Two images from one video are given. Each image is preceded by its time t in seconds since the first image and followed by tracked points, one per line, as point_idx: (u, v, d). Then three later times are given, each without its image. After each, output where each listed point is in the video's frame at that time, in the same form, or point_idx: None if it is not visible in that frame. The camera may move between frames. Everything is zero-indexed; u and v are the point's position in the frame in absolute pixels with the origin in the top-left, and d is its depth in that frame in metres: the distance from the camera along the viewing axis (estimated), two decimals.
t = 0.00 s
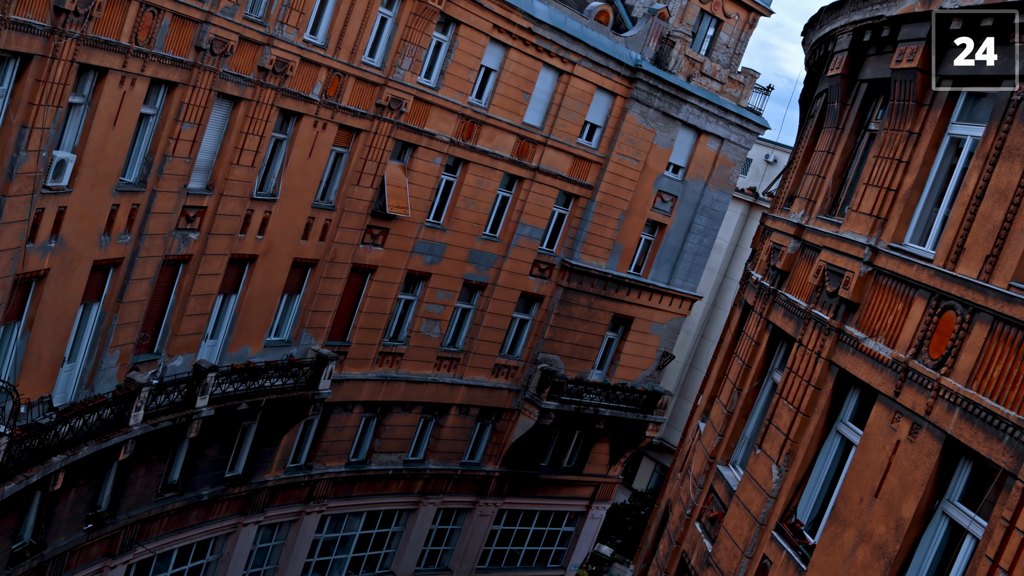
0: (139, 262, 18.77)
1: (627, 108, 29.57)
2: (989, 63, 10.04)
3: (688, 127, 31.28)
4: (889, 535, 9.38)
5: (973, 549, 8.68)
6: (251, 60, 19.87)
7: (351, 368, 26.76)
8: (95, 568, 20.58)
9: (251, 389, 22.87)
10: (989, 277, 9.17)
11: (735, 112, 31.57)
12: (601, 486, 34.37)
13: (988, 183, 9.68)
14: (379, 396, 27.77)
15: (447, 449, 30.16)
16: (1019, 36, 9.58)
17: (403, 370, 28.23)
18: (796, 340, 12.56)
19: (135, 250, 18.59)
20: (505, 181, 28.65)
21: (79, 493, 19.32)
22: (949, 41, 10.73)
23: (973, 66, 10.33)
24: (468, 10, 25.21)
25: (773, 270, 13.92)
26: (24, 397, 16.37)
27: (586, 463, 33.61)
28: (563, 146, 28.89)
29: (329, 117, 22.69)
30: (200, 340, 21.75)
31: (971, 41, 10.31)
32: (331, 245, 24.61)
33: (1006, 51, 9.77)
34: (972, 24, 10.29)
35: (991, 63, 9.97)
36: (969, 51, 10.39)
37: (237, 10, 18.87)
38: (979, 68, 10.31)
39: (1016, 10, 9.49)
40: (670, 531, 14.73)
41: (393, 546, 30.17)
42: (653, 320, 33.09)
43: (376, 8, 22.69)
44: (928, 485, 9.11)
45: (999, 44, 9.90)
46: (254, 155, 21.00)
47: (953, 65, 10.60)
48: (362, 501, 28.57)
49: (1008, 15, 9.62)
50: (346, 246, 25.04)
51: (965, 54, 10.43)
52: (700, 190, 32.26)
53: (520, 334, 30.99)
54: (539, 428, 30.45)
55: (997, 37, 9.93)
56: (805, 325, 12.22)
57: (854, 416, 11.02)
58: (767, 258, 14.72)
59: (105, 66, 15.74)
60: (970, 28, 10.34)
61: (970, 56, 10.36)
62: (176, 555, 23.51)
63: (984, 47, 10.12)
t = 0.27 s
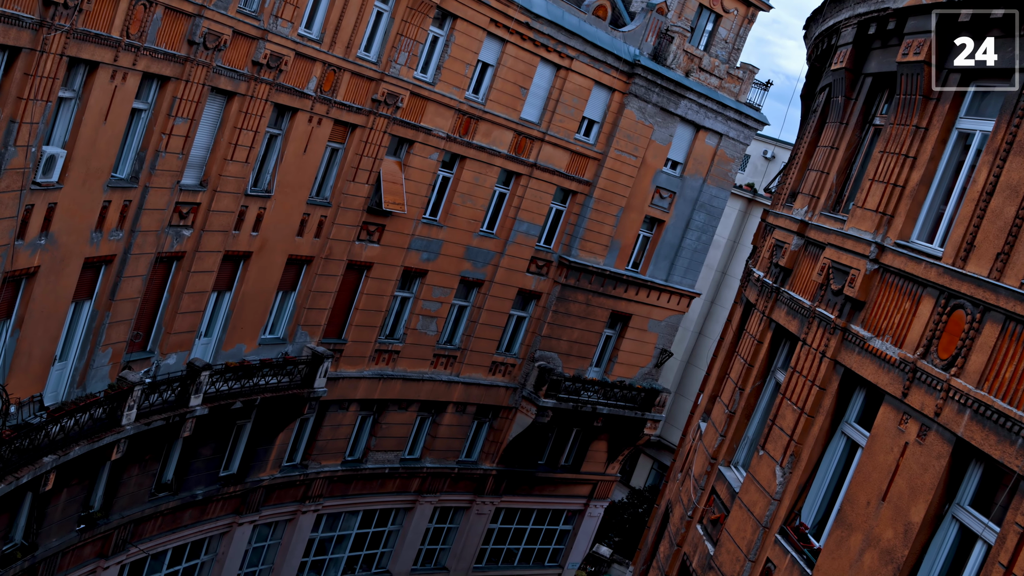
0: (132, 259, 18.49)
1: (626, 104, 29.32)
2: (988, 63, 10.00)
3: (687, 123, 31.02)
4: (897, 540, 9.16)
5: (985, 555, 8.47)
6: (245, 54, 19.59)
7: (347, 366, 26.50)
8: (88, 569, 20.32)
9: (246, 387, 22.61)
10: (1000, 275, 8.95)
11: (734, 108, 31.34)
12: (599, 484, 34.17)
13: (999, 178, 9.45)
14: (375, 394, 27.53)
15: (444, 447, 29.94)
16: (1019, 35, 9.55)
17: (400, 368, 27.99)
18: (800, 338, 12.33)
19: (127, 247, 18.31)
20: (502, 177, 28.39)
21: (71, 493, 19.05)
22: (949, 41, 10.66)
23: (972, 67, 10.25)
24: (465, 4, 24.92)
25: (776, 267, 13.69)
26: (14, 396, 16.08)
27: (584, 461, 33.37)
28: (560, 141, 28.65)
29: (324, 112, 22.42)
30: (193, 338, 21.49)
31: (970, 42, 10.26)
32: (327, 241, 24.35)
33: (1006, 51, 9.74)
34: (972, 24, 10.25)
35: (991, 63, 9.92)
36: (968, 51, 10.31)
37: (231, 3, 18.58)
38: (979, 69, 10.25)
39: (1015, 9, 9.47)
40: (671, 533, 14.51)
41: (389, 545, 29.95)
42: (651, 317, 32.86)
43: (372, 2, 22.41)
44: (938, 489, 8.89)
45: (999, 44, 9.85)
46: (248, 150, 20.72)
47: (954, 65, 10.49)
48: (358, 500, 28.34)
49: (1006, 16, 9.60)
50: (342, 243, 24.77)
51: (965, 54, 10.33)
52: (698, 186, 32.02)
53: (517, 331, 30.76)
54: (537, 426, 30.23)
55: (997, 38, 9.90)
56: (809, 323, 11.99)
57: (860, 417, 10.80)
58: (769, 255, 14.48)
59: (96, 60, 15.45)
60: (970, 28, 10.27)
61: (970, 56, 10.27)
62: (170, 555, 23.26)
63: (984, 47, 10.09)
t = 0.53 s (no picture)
0: (124, 257, 18.22)
1: (624, 100, 29.08)
2: (989, 63, 10.01)
3: (685, 119, 30.77)
4: (906, 546, 8.96)
5: (997, 561, 8.27)
6: (239, 49, 19.31)
7: (343, 364, 26.25)
8: (81, 571, 20.07)
9: (241, 387, 22.37)
10: (1012, 275, 8.73)
11: (732, 104, 31.12)
12: (596, 483, 33.98)
13: (1010, 175, 9.24)
14: (371, 392, 27.30)
15: (440, 446, 29.73)
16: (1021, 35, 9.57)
17: (396, 366, 27.76)
18: (804, 338, 12.12)
19: (119, 245, 18.04)
20: (500, 174, 28.14)
21: (63, 495, 18.78)
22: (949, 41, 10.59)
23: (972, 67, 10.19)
24: None
25: (779, 266, 13.47)
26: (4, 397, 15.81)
27: (581, 460, 33.15)
28: (558, 138, 28.41)
29: (319, 108, 22.16)
30: (187, 337, 21.24)
31: (969, 42, 10.21)
32: (322, 239, 24.09)
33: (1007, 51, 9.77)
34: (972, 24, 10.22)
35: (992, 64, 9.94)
36: (968, 51, 10.25)
37: None
38: (979, 69, 10.20)
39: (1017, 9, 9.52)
40: (672, 535, 14.30)
41: (386, 545, 29.73)
42: (649, 315, 32.66)
43: None
44: (948, 494, 8.68)
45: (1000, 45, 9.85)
46: (242, 147, 20.46)
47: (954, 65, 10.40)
48: (354, 500, 28.11)
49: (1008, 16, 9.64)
50: (337, 240, 24.52)
51: (966, 53, 10.26)
52: (696, 183, 31.81)
53: (515, 329, 30.53)
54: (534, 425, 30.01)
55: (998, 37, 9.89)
56: (814, 323, 11.78)
57: (866, 419, 10.59)
58: (771, 253, 14.27)
59: (87, 55, 15.17)
60: (971, 28, 10.22)
61: (971, 56, 10.18)
62: (164, 555, 23.01)
63: (984, 47, 10.05)
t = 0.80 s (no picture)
0: (118, 256, 18.01)
1: (622, 97, 28.89)
2: (988, 64, 9.99)
3: (684, 116, 30.60)
4: (914, 551, 8.80)
5: (1009, 567, 8.12)
6: (234, 46, 19.10)
7: (340, 363, 26.05)
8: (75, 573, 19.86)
9: (237, 386, 22.17)
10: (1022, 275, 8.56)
11: (731, 101, 30.95)
12: (594, 482, 33.83)
13: (1021, 173, 9.07)
14: (368, 392, 27.11)
15: (438, 446, 29.55)
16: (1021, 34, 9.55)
17: (393, 365, 27.57)
18: (808, 338, 11.95)
19: (114, 244, 17.82)
20: (497, 172, 27.95)
21: (57, 496, 18.56)
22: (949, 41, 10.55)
23: (971, 67, 10.16)
24: None
25: (783, 264, 13.30)
26: None
27: (579, 459, 32.98)
28: (556, 135, 28.22)
29: (316, 105, 21.96)
30: (182, 336, 21.03)
31: (969, 42, 10.19)
32: (319, 237, 23.89)
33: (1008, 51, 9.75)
34: (971, 25, 10.22)
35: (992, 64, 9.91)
36: (968, 51, 10.22)
37: None
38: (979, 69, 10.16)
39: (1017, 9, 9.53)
40: (674, 538, 14.13)
41: (383, 544, 29.55)
42: (648, 313, 32.49)
43: None
44: (958, 499, 8.52)
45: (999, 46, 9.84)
46: (238, 144, 20.24)
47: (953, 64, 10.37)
48: (351, 500, 27.92)
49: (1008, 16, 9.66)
50: (334, 239, 24.32)
51: (965, 53, 10.23)
52: (695, 181, 31.66)
53: (512, 327, 30.34)
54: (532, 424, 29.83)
55: (997, 37, 9.88)
56: (818, 323, 11.61)
57: (872, 421, 10.44)
58: (774, 251, 14.11)
59: (79, 51, 14.94)
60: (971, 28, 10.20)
61: (970, 56, 10.17)
62: (159, 556, 22.81)
63: (984, 47, 10.03)
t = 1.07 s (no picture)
0: (112, 255, 17.76)
1: (620, 94, 28.66)
2: (988, 63, 9.93)
3: (682, 113, 30.39)
4: (925, 558, 8.63)
5: None
6: (229, 42, 18.85)
7: (336, 363, 25.82)
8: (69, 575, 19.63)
9: (233, 386, 21.94)
10: None
11: (730, 98, 30.76)
12: (592, 481, 33.67)
13: None
14: (364, 391, 26.89)
15: (435, 445, 29.36)
16: (1020, 34, 9.54)
17: (390, 364, 27.36)
18: (813, 339, 11.77)
19: (107, 242, 17.58)
20: (495, 169, 27.74)
21: (50, 498, 18.30)
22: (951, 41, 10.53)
23: (971, 67, 10.15)
24: None
25: (787, 263, 13.11)
26: None
27: (577, 458, 32.79)
28: (554, 132, 28.00)
29: (312, 102, 21.71)
30: (177, 336, 20.80)
31: (969, 43, 10.19)
32: (315, 235, 23.65)
33: (1009, 51, 9.71)
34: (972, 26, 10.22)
35: (992, 63, 9.86)
36: (968, 51, 10.20)
37: None
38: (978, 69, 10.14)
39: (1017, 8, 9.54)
40: (676, 541, 13.94)
41: (380, 545, 29.34)
42: (646, 312, 32.31)
43: None
44: (971, 505, 8.34)
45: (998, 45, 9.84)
46: (233, 141, 20.00)
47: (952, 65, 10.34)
48: (348, 500, 27.72)
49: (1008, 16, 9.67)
50: (330, 237, 24.09)
51: (966, 53, 10.22)
52: (693, 178, 31.47)
53: (510, 326, 30.13)
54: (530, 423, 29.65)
55: (997, 38, 9.87)
56: (824, 324, 11.43)
57: (880, 424, 10.26)
58: (778, 250, 13.92)
59: (72, 46, 14.69)
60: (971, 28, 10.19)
61: (971, 56, 10.13)
62: (154, 558, 22.59)
63: (984, 47, 10.01)
